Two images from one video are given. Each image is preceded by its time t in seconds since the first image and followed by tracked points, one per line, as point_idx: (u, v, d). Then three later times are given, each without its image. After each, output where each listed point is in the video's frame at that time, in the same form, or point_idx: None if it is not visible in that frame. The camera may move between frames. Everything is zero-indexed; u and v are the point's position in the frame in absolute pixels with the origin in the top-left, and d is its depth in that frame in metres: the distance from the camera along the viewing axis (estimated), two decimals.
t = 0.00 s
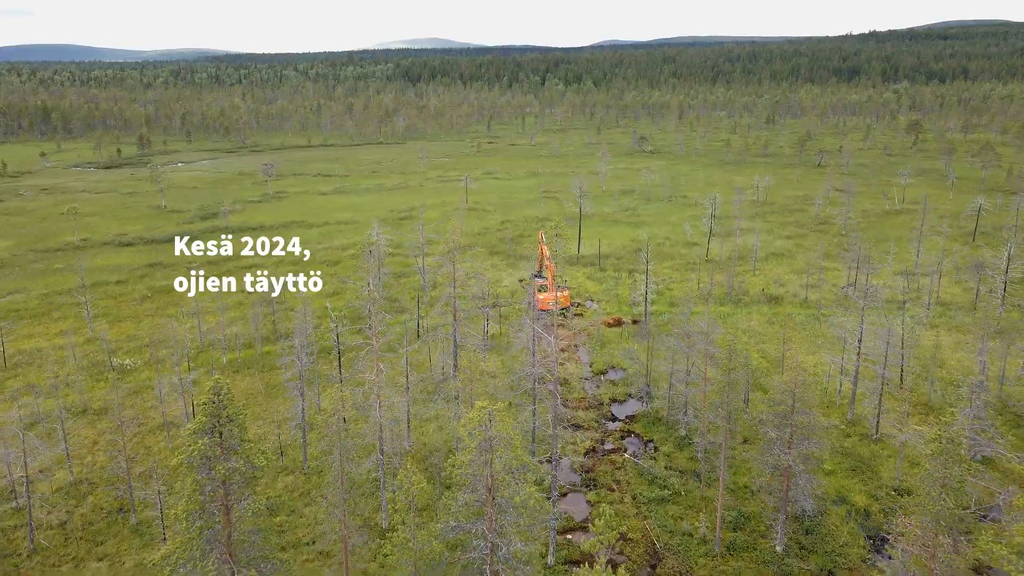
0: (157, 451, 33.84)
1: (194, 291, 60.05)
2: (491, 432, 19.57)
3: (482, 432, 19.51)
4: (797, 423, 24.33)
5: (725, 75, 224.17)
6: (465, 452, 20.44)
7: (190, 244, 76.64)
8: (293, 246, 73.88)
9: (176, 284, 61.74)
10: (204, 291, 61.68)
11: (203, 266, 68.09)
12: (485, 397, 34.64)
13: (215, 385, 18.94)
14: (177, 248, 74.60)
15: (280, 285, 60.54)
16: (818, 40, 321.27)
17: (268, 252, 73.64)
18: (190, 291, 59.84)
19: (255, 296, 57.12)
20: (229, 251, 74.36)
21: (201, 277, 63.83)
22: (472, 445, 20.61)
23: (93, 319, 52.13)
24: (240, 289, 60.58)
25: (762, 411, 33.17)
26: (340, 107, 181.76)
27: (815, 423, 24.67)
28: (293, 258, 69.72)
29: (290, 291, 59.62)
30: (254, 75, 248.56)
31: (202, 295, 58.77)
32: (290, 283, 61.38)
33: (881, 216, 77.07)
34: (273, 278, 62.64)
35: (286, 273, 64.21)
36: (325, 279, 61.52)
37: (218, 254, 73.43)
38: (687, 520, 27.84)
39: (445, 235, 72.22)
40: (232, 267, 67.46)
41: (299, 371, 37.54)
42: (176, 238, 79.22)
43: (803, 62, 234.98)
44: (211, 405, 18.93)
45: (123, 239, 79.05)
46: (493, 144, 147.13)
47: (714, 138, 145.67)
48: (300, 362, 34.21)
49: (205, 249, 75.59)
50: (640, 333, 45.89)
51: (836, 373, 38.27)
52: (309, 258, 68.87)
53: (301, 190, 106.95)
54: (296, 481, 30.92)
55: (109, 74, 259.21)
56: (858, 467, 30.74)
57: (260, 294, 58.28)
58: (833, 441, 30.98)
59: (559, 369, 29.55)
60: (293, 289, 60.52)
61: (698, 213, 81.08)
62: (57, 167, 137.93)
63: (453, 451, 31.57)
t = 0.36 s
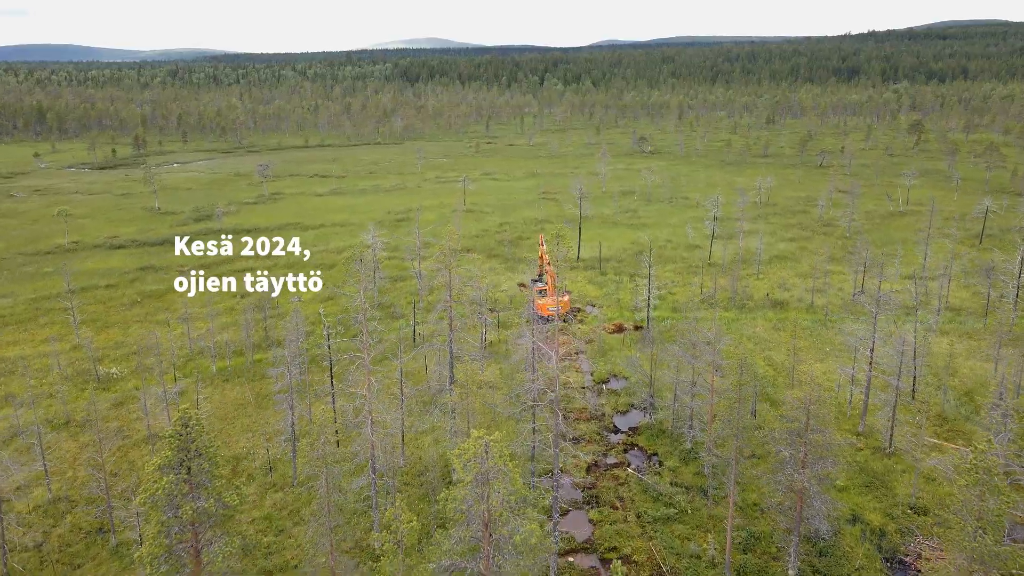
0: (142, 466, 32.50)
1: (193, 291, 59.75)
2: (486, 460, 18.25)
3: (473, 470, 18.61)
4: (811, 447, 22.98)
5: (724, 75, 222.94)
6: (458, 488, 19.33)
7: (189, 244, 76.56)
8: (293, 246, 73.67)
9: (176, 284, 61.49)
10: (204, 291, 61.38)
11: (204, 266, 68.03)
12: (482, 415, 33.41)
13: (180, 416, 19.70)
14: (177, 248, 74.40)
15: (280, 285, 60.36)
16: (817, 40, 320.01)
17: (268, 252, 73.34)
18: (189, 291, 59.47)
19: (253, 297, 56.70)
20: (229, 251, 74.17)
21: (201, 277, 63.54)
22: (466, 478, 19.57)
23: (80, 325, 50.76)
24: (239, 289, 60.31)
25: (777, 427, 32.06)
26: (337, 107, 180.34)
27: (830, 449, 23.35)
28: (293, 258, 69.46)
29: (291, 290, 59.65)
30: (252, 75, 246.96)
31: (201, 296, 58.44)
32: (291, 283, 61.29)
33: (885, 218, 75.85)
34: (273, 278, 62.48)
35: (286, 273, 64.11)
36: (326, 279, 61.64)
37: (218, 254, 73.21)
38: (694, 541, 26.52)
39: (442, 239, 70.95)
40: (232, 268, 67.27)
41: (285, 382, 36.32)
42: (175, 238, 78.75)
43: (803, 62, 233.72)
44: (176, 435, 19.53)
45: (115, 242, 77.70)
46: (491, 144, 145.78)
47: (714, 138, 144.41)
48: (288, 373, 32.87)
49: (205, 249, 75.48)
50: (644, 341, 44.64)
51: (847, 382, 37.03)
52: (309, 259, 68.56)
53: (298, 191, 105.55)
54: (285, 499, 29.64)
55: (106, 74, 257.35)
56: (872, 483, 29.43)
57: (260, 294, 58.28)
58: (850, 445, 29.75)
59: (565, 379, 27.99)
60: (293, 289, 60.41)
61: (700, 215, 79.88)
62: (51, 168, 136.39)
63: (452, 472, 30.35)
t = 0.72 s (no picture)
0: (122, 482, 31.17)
1: (193, 291, 59.63)
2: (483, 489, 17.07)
3: (467, 505, 17.64)
4: (826, 469, 21.83)
5: (723, 75, 221.85)
6: (453, 521, 18.25)
7: (189, 244, 76.62)
8: (294, 246, 73.75)
9: (175, 284, 61.29)
10: (204, 291, 61.29)
11: (203, 267, 67.74)
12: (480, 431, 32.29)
13: (141, 455, 20.65)
14: (177, 248, 74.44)
15: (280, 285, 60.76)
16: (815, 40, 318.84)
17: (268, 252, 73.36)
18: (190, 291, 59.32)
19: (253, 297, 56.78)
20: (229, 251, 74.31)
21: (201, 277, 63.41)
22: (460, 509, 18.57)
23: (67, 333, 49.44)
24: (240, 289, 60.43)
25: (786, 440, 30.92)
26: (335, 108, 179.02)
27: (847, 470, 22.15)
28: (294, 258, 69.52)
29: (291, 290, 60.03)
30: (250, 75, 245.61)
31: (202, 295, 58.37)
32: (291, 283, 61.66)
33: (889, 220, 74.76)
34: (273, 278, 62.71)
35: (287, 273, 64.34)
36: (326, 279, 61.90)
37: (218, 254, 73.42)
38: (700, 563, 25.27)
39: (440, 242, 69.79)
40: (232, 268, 67.20)
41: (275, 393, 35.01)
42: (174, 238, 78.24)
43: (801, 62, 232.71)
44: (138, 474, 20.50)
45: (106, 244, 76.29)
46: (489, 144, 144.44)
47: (714, 139, 143.24)
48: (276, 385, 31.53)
49: (205, 249, 75.49)
50: (646, 347, 43.54)
51: (857, 392, 35.79)
52: (309, 259, 68.68)
53: (293, 193, 104.18)
54: (273, 518, 28.32)
55: (102, 74, 255.77)
56: (886, 500, 28.14)
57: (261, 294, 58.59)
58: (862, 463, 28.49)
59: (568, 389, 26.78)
60: (294, 289, 60.74)
61: (701, 217, 78.72)
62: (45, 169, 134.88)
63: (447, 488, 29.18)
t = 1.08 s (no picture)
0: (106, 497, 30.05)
1: (193, 291, 59.68)
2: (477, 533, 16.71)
3: (461, 551, 16.61)
4: (843, 495, 20.63)
5: (723, 75, 220.64)
6: (445, 559, 17.07)
7: (189, 244, 76.86)
8: (294, 246, 73.52)
9: (175, 284, 61.26)
10: (204, 291, 61.26)
11: (201, 267, 67.43)
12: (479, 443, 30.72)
13: (96, 500, 19.69)
14: (177, 248, 74.60)
15: (280, 284, 60.69)
16: (814, 40, 317.65)
17: (268, 252, 73.25)
18: (190, 291, 59.30)
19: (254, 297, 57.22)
20: (229, 251, 74.51)
21: (201, 277, 63.38)
22: (453, 550, 17.44)
23: (53, 339, 48.30)
24: (240, 289, 60.43)
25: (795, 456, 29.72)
26: (332, 108, 177.74)
27: (864, 496, 20.98)
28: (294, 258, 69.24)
29: (290, 290, 59.93)
30: (248, 75, 244.20)
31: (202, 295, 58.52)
32: (290, 283, 61.54)
33: (893, 222, 73.65)
34: (273, 278, 62.59)
35: (286, 273, 64.16)
36: (326, 279, 61.70)
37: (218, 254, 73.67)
38: None
39: (437, 245, 68.80)
40: (228, 269, 66.53)
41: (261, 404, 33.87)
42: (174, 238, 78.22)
43: (800, 62, 231.55)
44: (92, 521, 19.21)
45: (98, 247, 75.12)
46: (488, 145, 143.27)
47: (714, 139, 142.24)
48: (264, 397, 30.25)
49: (205, 249, 75.83)
50: (648, 354, 42.44)
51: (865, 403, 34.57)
52: (309, 258, 68.55)
53: (289, 194, 102.98)
54: (260, 536, 27.17)
55: (99, 74, 254.14)
56: (900, 517, 26.86)
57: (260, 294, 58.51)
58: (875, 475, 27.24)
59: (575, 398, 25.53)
60: (293, 289, 60.61)
61: (703, 219, 77.68)
62: (39, 169, 133.58)
63: (443, 506, 28.07)
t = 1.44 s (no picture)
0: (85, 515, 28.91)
1: (193, 291, 59.39)
2: None
3: None
4: (859, 518, 19.66)
5: (721, 75, 219.68)
6: None
7: (189, 244, 76.90)
8: (294, 246, 73.46)
9: (175, 284, 60.94)
10: (204, 291, 60.94)
11: (201, 267, 67.28)
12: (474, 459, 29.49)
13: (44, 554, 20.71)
14: (177, 248, 74.53)
15: (280, 284, 60.20)
16: (812, 40, 316.87)
17: (268, 252, 73.21)
18: (189, 291, 58.93)
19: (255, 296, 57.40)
20: (229, 251, 74.45)
21: (201, 277, 63.00)
22: None
23: (39, 346, 47.14)
24: (239, 289, 60.03)
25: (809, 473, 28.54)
26: (329, 107, 176.36)
27: (881, 520, 19.97)
28: (293, 258, 69.21)
29: (290, 290, 59.29)
30: (245, 75, 242.76)
31: (202, 295, 58.21)
32: (290, 283, 60.92)
33: (896, 223, 72.66)
34: (273, 278, 62.17)
35: (286, 273, 63.70)
36: (326, 279, 61.12)
37: (218, 254, 73.64)
38: None
39: (434, 248, 67.65)
40: (222, 272, 65.41)
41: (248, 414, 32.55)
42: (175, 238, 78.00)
43: (798, 62, 230.66)
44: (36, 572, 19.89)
45: (89, 250, 73.84)
46: (486, 145, 142.15)
47: (713, 139, 141.33)
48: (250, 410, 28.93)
49: (205, 249, 75.85)
50: (649, 362, 41.44)
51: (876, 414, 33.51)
52: (310, 258, 68.31)
53: (285, 195, 101.73)
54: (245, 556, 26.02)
55: (94, 74, 252.22)
56: (915, 536, 25.72)
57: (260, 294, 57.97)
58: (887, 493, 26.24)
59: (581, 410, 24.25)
60: (293, 289, 60.01)
61: (703, 221, 76.63)
62: (32, 170, 132.08)
63: (439, 524, 26.98)
